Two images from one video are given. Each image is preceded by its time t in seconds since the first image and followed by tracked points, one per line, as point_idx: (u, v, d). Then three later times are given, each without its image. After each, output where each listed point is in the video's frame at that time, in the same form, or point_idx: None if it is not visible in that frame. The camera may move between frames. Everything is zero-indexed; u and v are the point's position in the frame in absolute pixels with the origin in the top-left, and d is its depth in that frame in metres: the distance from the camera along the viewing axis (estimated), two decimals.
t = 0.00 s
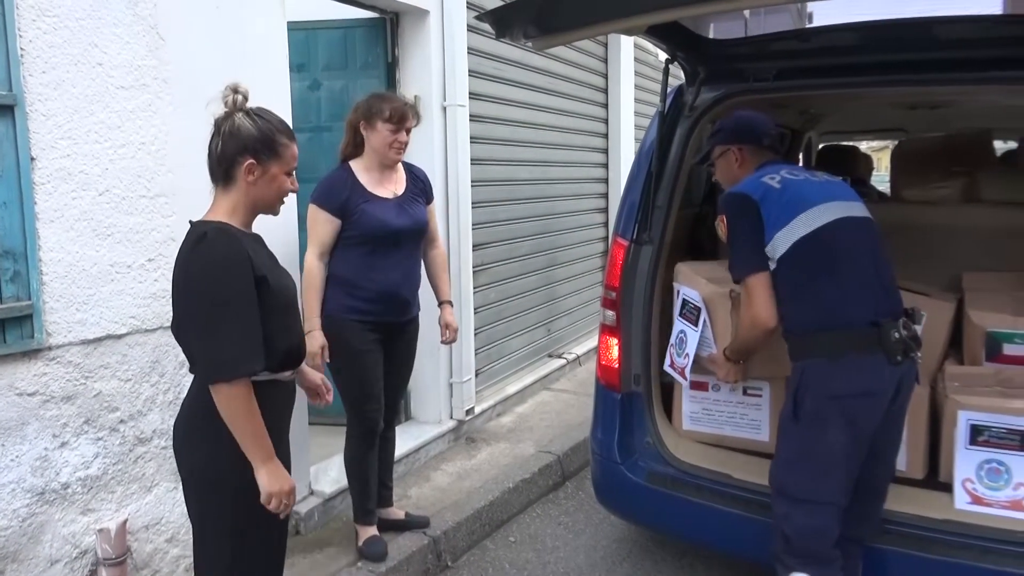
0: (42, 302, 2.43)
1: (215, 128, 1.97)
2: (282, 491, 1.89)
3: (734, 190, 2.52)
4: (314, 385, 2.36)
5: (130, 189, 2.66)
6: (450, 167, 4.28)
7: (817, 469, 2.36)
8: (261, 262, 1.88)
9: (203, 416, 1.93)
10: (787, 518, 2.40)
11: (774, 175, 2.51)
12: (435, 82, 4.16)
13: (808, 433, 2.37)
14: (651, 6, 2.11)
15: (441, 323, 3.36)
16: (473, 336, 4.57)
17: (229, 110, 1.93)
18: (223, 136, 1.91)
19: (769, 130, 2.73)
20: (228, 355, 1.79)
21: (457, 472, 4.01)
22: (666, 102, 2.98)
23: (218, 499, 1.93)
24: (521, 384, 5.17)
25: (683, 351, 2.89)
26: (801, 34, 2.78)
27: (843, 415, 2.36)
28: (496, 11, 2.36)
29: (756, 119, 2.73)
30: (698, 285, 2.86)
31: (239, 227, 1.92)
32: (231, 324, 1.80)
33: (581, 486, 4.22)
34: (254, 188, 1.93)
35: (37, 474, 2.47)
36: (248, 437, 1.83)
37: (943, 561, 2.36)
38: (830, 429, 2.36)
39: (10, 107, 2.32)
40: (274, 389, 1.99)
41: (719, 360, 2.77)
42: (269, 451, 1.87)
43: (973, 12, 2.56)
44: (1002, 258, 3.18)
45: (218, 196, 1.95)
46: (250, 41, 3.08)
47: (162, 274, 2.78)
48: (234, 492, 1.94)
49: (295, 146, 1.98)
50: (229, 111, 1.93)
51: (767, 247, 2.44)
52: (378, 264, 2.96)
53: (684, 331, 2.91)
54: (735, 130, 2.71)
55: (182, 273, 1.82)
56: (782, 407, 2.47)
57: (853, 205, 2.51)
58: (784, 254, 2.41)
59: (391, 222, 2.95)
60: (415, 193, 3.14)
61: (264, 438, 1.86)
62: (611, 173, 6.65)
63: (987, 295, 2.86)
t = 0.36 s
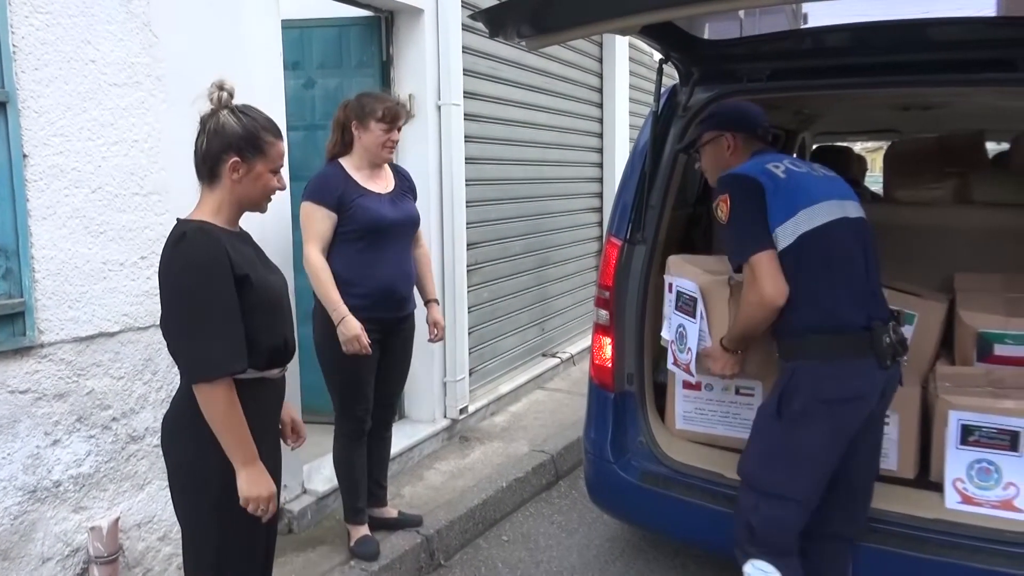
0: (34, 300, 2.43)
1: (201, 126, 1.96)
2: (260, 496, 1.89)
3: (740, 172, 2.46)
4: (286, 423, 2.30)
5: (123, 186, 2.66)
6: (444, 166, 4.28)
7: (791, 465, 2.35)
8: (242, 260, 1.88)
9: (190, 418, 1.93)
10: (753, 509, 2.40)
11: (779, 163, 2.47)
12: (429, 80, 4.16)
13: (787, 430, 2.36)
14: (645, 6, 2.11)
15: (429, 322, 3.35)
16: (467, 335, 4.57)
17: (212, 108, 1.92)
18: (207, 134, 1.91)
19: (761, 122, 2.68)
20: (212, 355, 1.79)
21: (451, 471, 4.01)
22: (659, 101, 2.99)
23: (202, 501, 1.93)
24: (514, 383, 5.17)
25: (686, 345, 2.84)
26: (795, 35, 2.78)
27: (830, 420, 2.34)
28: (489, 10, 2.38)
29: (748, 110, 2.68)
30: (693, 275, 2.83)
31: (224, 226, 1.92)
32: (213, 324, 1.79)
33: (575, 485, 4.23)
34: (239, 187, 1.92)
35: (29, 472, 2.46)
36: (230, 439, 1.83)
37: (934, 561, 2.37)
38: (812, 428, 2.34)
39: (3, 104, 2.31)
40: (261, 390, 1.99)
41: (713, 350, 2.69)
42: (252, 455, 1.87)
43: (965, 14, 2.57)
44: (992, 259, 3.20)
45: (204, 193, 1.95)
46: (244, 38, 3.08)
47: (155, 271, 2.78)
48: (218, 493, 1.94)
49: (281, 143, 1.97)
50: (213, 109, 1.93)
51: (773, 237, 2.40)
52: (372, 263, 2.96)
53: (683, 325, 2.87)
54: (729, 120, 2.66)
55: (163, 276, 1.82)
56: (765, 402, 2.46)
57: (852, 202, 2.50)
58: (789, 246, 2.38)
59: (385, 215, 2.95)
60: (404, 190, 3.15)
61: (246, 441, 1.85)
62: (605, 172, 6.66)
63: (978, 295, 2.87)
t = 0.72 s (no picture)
0: (31, 302, 2.43)
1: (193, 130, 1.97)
2: (249, 497, 1.89)
3: (733, 169, 2.37)
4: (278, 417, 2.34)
5: (121, 189, 2.66)
6: (443, 169, 4.29)
7: (789, 481, 2.31)
8: (231, 262, 1.88)
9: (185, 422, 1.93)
10: (757, 528, 2.35)
11: (769, 165, 2.41)
12: (428, 84, 4.17)
13: (782, 446, 2.31)
14: (642, 11, 2.12)
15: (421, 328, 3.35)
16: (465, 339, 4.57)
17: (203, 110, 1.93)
18: (198, 136, 1.91)
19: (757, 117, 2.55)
20: (202, 357, 1.79)
21: (448, 475, 4.01)
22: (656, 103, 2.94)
23: (193, 504, 1.93)
24: (512, 387, 5.17)
25: (661, 364, 2.60)
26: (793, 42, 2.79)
27: (819, 433, 2.32)
28: (487, 14, 2.39)
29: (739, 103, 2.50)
30: (664, 290, 2.58)
31: (215, 228, 1.92)
32: (201, 325, 1.79)
33: (572, 490, 4.22)
34: (229, 189, 1.92)
35: (25, 474, 2.46)
36: (218, 439, 1.84)
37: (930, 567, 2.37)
38: (806, 443, 2.31)
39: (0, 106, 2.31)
40: (256, 393, 1.99)
41: (694, 364, 2.48)
42: (240, 455, 1.87)
43: (962, 21, 2.58)
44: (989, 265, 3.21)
45: (195, 196, 1.95)
46: (243, 41, 3.09)
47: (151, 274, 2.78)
48: (210, 497, 1.93)
49: (271, 145, 1.97)
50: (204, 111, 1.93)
51: (768, 235, 2.30)
52: (370, 267, 2.95)
53: (654, 343, 2.63)
54: (732, 106, 2.51)
55: (152, 278, 1.82)
56: (755, 418, 2.38)
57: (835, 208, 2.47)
58: (785, 244, 2.29)
59: (387, 218, 2.96)
60: (401, 195, 3.16)
61: (236, 442, 1.86)
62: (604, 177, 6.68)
63: (975, 301, 2.88)
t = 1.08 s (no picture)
0: (37, 307, 2.44)
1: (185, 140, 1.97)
2: (250, 501, 1.89)
3: (721, 164, 2.32)
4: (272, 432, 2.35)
5: (127, 195, 2.67)
6: (449, 175, 4.29)
7: (779, 487, 2.31)
8: (232, 267, 1.88)
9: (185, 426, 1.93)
10: (753, 538, 2.33)
11: (757, 164, 2.38)
12: (433, 90, 4.18)
13: (767, 452, 2.31)
14: (645, 17, 2.12)
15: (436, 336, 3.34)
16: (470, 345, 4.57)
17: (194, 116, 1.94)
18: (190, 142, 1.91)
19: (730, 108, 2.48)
20: (203, 362, 1.79)
21: (452, 481, 4.00)
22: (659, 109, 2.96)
23: (194, 510, 1.93)
24: (517, 393, 5.17)
25: (616, 358, 2.59)
26: (798, 48, 2.79)
27: (796, 434, 2.33)
28: (492, 21, 2.39)
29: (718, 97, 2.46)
30: (623, 282, 2.54)
31: (214, 232, 1.92)
32: (202, 331, 1.79)
33: (577, 496, 4.21)
34: (225, 193, 1.92)
35: (30, 479, 2.46)
36: (219, 445, 1.84)
37: None
38: (788, 447, 2.31)
39: (8, 112, 2.33)
40: (253, 398, 1.99)
41: (655, 358, 2.46)
42: (241, 460, 1.87)
43: (968, 27, 2.57)
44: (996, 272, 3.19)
45: (192, 202, 1.95)
46: (250, 48, 3.10)
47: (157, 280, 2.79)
48: (210, 500, 1.94)
49: (263, 146, 1.97)
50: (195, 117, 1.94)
51: (756, 236, 2.27)
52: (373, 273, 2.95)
53: (610, 335, 2.59)
54: (698, 102, 2.44)
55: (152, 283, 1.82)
56: (734, 426, 2.35)
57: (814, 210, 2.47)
58: (772, 247, 2.27)
59: (392, 226, 2.96)
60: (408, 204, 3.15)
61: (236, 446, 1.86)
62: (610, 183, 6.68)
63: (982, 308, 2.86)
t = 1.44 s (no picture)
0: (48, 305, 2.45)
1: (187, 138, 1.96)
2: (251, 501, 1.89)
3: (694, 165, 2.35)
4: (296, 422, 2.30)
5: (137, 194, 2.68)
6: (458, 175, 4.29)
7: (703, 474, 2.36)
8: (236, 267, 1.89)
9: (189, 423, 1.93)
10: (671, 519, 2.38)
11: (727, 169, 2.43)
12: (443, 89, 4.18)
13: (705, 445, 2.36)
14: (654, 16, 2.11)
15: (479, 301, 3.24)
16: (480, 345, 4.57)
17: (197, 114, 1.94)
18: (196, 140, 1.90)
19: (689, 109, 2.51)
20: (207, 361, 1.79)
21: (460, 481, 4.00)
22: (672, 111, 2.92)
23: (201, 510, 1.93)
24: (526, 394, 5.16)
25: (572, 345, 2.55)
26: (810, 47, 2.76)
27: (739, 429, 2.36)
28: (501, 20, 2.40)
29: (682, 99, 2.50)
30: (589, 270, 2.52)
31: (220, 232, 1.92)
32: (206, 330, 1.80)
33: (585, 497, 4.20)
34: (234, 192, 1.93)
35: (41, 475, 2.48)
36: (222, 444, 1.84)
37: None
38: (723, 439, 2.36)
39: (20, 111, 2.34)
40: (254, 398, 1.99)
41: (614, 345, 2.45)
42: (245, 460, 1.87)
43: (983, 26, 2.54)
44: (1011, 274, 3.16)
45: (196, 200, 1.95)
46: (261, 48, 3.11)
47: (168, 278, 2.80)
48: (215, 499, 1.93)
49: (268, 143, 1.97)
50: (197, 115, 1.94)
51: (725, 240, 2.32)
52: (381, 274, 2.96)
53: (566, 323, 2.57)
54: (664, 103, 2.46)
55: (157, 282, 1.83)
56: (677, 413, 2.39)
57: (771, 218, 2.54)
58: (738, 250, 2.33)
59: (404, 234, 2.97)
60: (421, 208, 3.15)
61: (239, 445, 1.86)
62: (620, 183, 6.67)
63: (995, 310, 2.83)
